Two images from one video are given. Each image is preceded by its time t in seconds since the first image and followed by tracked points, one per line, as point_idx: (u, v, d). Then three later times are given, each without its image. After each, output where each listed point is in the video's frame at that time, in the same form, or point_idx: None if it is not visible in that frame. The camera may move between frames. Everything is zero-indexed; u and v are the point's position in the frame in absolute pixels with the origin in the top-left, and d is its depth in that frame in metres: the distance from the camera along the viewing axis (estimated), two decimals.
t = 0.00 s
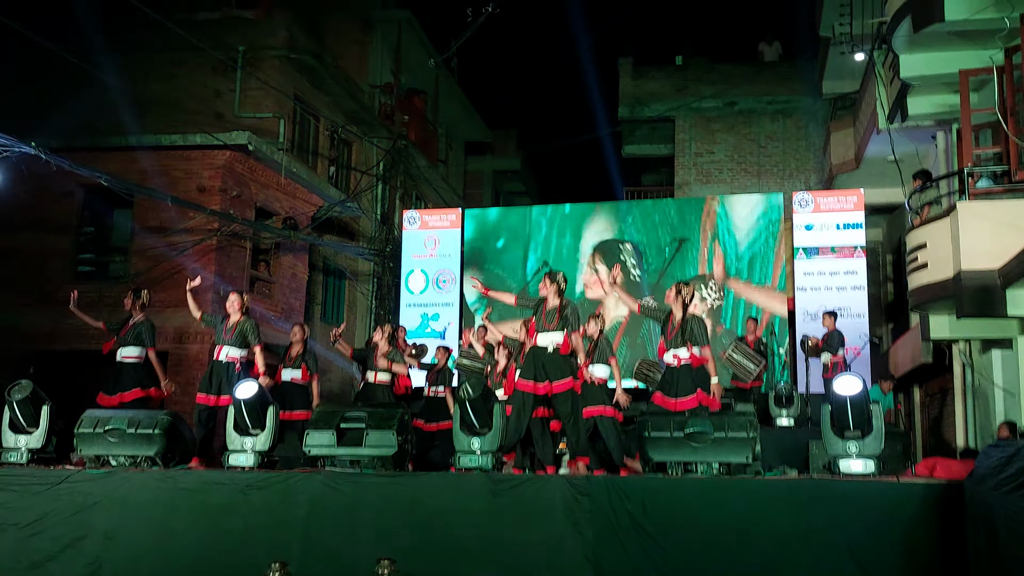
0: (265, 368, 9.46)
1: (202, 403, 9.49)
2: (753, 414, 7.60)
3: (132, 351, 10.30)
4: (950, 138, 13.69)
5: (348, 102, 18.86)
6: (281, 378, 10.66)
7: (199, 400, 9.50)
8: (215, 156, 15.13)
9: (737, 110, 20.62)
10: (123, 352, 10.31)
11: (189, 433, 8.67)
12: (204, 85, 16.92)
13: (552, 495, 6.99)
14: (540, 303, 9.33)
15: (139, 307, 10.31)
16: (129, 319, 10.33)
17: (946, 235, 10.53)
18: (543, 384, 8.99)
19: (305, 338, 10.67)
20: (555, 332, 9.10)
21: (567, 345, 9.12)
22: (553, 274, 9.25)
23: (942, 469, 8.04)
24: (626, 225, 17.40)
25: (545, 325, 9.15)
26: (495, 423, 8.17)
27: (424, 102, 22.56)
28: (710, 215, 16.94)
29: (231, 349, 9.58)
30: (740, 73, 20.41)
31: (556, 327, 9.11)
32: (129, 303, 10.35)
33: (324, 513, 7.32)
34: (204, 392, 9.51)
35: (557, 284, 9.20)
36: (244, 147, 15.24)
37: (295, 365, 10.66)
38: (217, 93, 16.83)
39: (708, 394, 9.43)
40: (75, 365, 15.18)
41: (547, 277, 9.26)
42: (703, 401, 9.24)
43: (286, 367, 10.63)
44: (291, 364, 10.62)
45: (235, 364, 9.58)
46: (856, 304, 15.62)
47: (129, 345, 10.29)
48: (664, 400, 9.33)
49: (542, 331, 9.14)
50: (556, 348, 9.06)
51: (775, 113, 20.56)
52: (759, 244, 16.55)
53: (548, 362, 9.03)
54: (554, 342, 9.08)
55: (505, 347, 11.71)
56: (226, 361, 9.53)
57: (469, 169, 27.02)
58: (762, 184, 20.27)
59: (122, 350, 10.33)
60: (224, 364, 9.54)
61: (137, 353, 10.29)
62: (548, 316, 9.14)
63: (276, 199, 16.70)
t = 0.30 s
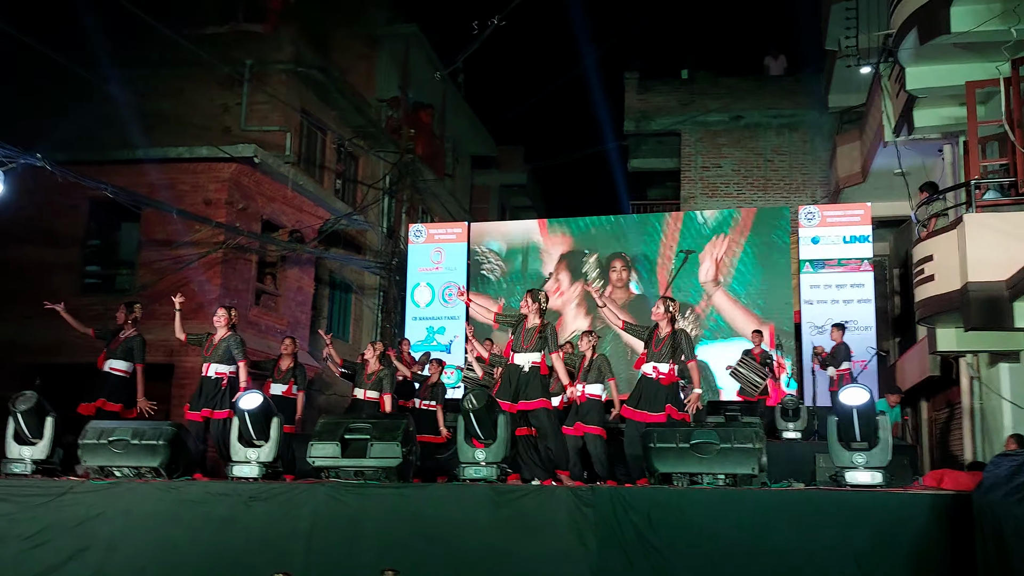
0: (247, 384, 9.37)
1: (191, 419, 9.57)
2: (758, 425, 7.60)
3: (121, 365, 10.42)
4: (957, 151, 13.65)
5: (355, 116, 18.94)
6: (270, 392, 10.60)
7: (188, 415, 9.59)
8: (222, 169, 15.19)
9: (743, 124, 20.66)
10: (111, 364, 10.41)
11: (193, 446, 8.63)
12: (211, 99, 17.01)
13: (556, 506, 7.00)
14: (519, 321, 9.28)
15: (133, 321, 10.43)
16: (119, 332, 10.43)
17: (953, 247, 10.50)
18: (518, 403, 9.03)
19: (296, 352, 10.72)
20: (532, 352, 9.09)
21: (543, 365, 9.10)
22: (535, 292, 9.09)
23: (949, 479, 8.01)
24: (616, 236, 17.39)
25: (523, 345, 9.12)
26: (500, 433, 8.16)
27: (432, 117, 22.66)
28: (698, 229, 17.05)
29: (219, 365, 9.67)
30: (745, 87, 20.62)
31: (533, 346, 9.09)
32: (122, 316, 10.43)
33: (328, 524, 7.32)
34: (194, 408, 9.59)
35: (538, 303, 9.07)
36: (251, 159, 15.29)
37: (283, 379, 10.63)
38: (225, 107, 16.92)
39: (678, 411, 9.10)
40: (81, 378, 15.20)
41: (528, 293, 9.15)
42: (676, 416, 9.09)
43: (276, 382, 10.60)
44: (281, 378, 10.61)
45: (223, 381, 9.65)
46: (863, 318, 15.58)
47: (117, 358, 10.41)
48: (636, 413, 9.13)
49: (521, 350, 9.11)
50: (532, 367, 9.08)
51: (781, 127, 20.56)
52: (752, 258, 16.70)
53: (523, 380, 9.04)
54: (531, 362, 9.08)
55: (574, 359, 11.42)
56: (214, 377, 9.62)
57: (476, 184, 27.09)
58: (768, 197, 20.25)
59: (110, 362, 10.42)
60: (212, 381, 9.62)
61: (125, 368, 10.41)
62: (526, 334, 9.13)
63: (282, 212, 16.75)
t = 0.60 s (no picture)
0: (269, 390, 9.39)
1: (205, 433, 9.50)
2: (775, 443, 7.57)
3: (130, 382, 10.39)
4: (971, 170, 13.62)
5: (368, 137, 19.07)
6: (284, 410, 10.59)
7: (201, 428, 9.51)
8: (236, 189, 15.31)
9: (755, 143, 20.68)
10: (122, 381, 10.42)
11: (207, 463, 8.66)
12: (226, 120, 17.14)
13: (572, 525, 7.06)
14: (524, 332, 9.52)
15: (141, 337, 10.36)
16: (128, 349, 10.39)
17: (969, 265, 10.45)
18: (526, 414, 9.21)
19: (302, 369, 10.73)
20: (538, 363, 9.32)
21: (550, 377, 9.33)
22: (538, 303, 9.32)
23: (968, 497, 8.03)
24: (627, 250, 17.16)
25: (529, 356, 9.38)
26: (515, 452, 8.13)
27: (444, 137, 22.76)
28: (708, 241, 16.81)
29: (233, 378, 9.63)
30: (757, 107, 20.65)
31: (537, 356, 9.33)
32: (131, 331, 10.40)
33: (344, 542, 7.37)
34: (206, 421, 9.53)
35: (542, 314, 9.31)
36: (265, 180, 15.41)
37: (295, 396, 10.65)
38: (239, 128, 17.08)
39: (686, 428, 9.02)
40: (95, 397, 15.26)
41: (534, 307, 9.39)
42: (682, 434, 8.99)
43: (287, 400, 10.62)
44: (293, 396, 10.61)
45: (238, 393, 9.61)
46: (879, 338, 15.44)
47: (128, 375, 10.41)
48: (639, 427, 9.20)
49: (527, 362, 9.37)
50: (538, 378, 9.30)
51: (793, 146, 20.56)
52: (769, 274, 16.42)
53: (530, 391, 9.25)
54: (539, 373, 9.31)
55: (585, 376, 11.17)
56: (230, 390, 9.57)
57: (489, 204, 27.15)
58: (781, 217, 20.22)
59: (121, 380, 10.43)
60: (228, 394, 9.57)
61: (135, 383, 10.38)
62: (530, 345, 9.38)
63: (296, 231, 16.83)
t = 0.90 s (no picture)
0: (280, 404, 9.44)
1: (205, 448, 9.52)
2: (777, 456, 7.56)
3: (128, 400, 10.40)
4: (972, 183, 13.63)
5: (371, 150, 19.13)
6: (290, 423, 10.61)
7: (201, 444, 9.52)
8: (238, 202, 15.34)
9: (757, 157, 20.70)
10: (121, 399, 10.39)
11: (207, 476, 8.65)
12: (229, 134, 17.20)
13: (574, 537, 7.08)
14: (524, 353, 9.36)
15: (137, 355, 10.35)
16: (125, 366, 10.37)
17: (971, 279, 10.44)
18: (535, 434, 9.14)
19: (305, 383, 10.72)
20: (543, 383, 9.22)
21: (555, 395, 9.25)
22: (540, 323, 9.09)
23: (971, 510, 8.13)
24: (618, 264, 17.12)
25: (533, 377, 9.24)
26: (516, 464, 8.11)
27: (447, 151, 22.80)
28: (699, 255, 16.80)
29: (239, 395, 9.68)
30: (758, 121, 20.69)
31: (541, 377, 9.21)
32: (127, 350, 10.35)
33: (344, 554, 7.37)
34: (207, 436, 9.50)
35: (543, 334, 9.11)
36: (267, 192, 15.43)
37: (301, 408, 10.66)
38: (242, 141, 17.15)
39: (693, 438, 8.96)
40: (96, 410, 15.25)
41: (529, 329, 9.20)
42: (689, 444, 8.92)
43: (294, 413, 10.63)
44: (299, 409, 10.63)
45: (244, 409, 9.70)
46: (879, 351, 15.45)
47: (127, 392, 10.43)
48: (641, 444, 9.00)
49: (532, 383, 9.24)
50: (545, 398, 9.21)
51: (795, 160, 20.59)
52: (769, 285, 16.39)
53: (540, 411, 9.17)
54: (545, 392, 9.22)
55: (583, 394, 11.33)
56: (236, 407, 9.63)
57: (491, 218, 27.17)
58: (783, 230, 20.24)
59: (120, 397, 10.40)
60: (234, 411, 9.63)
61: (132, 401, 10.40)
62: (533, 367, 9.25)
63: (298, 244, 16.86)
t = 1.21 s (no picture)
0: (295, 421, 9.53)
1: (215, 463, 9.56)
2: (780, 480, 7.53)
3: (140, 419, 10.39)
4: (976, 206, 13.63)
5: (375, 170, 19.17)
6: (303, 445, 10.55)
7: (212, 459, 9.57)
8: (242, 221, 15.36)
9: (760, 179, 20.73)
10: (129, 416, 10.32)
11: (207, 495, 8.61)
12: (234, 153, 17.27)
13: (576, 560, 7.04)
14: (540, 372, 9.34)
15: (147, 374, 10.36)
16: (135, 384, 10.36)
17: (974, 302, 10.42)
18: (560, 453, 9.03)
19: (319, 404, 10.75)
20: (564, 398, 9.19)
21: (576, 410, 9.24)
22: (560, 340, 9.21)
23: (974, 535, 8.17)
24: (624, 288, 17.08)
25: (552, 393, 9.21)
26: (517, 485, 8.07)
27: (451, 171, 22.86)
28: (704, 279, 16.73)
29: (255, 411, 9.79)
30: (762, 143, 20.72)
31: (560, 393, 9.20)
32: (137, 368, 10.36)
33: None
34: (218, 452, 9.57)
35: (561, 350, 9.23)
36: (271, 211, 15.44)
37: (314, 430, 10.65)
38: (247, 160, 17.20)
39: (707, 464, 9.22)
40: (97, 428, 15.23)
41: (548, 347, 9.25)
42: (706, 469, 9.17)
43: (308, 434, 10.59)
44: (314, 430, 10.60)
45: (260, 426, 9.80)
46: (882, 373, 15.43)
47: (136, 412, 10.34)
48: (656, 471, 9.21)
49: (551, 400, 9.19)
50: (569, 414, 9.17)
51: (798, 182, 20.62)
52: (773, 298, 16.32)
53: (562, 428, 9.09)
54: (567, 408, 9.18)
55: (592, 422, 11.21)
56: (252, 422, 9.74)
57: (494, 237, 27.20)
58: (786, 251, 20.26)
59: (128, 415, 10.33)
60: (250, 426, 9.73)
61: (145, 420, 10.39)
62: (551, 383, 9.23)
63: (301, 262, 16.88)
